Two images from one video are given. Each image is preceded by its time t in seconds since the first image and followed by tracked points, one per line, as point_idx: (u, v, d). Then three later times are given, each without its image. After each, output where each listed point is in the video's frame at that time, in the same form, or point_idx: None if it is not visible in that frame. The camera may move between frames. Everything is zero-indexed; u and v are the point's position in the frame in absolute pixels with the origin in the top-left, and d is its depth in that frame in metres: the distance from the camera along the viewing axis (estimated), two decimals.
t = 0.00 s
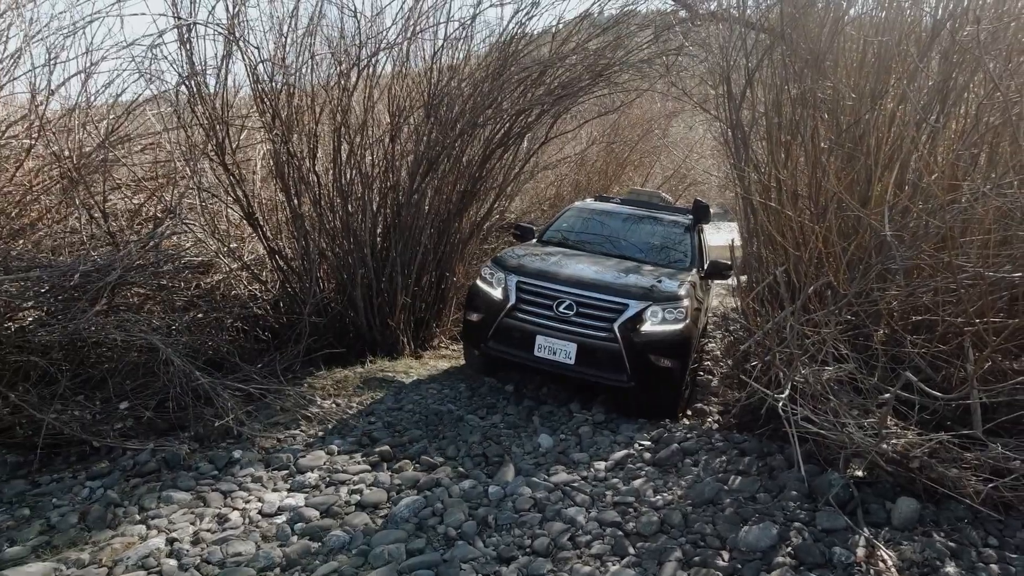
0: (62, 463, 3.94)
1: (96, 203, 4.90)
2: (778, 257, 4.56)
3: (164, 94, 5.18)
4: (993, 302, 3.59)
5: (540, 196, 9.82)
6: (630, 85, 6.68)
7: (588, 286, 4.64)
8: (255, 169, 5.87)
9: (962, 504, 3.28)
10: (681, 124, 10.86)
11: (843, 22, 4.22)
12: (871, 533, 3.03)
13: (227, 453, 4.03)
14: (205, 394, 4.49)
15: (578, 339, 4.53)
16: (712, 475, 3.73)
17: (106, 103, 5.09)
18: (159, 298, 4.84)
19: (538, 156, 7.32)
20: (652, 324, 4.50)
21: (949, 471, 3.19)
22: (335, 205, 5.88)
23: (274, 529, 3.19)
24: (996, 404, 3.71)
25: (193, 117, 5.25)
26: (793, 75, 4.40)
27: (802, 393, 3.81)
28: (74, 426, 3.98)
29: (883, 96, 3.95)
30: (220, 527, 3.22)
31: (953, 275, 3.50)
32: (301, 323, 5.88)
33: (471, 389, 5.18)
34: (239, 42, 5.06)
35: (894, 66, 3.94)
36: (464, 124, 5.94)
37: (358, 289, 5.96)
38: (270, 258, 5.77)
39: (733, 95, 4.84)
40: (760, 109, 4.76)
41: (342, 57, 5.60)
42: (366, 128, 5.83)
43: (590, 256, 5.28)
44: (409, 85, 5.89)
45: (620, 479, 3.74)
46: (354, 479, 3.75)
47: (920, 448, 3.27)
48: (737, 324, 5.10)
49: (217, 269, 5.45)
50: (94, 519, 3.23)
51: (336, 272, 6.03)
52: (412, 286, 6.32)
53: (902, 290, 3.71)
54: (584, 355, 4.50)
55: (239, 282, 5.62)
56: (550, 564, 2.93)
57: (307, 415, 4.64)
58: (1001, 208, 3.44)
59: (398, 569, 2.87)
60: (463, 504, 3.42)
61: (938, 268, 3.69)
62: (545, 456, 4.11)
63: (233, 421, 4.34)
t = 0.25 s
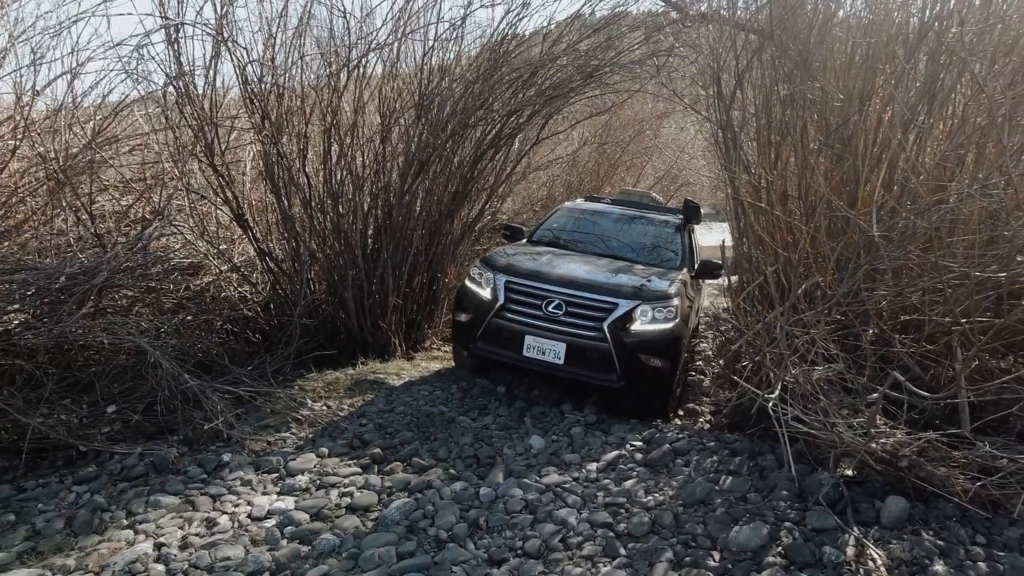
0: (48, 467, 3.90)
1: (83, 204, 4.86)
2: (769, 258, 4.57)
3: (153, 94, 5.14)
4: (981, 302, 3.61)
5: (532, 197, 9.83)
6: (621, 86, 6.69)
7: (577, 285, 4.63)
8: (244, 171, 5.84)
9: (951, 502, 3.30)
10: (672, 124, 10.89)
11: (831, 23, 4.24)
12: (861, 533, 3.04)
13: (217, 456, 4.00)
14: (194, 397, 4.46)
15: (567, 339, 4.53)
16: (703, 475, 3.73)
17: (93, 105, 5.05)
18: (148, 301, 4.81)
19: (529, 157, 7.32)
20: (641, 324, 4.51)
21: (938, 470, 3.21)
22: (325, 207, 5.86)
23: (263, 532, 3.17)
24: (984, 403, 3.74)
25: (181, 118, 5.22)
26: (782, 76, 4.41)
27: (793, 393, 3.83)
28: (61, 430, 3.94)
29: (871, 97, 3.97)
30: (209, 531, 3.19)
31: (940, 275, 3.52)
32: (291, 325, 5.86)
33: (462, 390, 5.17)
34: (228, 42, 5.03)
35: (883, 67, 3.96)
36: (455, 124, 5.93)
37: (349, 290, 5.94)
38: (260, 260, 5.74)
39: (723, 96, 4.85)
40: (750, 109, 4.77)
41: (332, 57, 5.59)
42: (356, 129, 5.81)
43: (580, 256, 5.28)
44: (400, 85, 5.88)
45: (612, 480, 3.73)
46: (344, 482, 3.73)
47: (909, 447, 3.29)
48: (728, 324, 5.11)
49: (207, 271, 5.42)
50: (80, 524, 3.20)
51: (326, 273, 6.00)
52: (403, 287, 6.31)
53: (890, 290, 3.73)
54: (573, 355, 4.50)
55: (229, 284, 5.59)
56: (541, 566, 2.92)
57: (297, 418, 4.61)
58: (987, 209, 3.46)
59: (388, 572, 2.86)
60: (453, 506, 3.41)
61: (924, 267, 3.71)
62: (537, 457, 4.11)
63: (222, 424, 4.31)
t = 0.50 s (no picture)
0: (36, 473, 3.84)
1: (70, 207, 4.83)
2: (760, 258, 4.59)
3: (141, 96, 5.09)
4: (968, 300, 3.63)
5: (524, 198, 9.84)
6: (611, 87, 6.71)
7: (563, 284, 4.63)
8: (234, 173, 5.81)
9: (941, 499, 3.31)
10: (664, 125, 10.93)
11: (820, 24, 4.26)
12: (853, 531, 3.05)
13: (208, 460, 3.98)
14: (185, 401, 4.43)
15: (553, 338, 4.52)
16: (695, 475, 3.74)
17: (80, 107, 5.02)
18: (137, 304, 4.79)
19: (521, 158, 7.33)
20: (629, 322, 4.50)
21: (928, 467, 3.23)
22: (316, 209, 5.84)
23: (254, 536, 3.15)
24: (973, 401, 3.76)
25: (170, 120, 5.18)
26: (772, 76, 4.43)
27: (784, 392, 3.85)
28: (49, 435, 3.91)
29: (859, 97, 3.99)
30: (199, 536, 3.17)
31: (926, 274, 3.54)
32: (283, 327, 5.83)
33: (455, 392, 5.16)
34: (216, 43, 5.01)
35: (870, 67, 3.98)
36: (446, 126, 5.92)
37: (340, 292, 5.92)
38: (251, 262, 5.72)
39: (713, 96, 4.87)
40: (740, 110, 4.79)
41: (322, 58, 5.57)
42: (347, 130, 5.79)
43: (568, 254, 5.28)
44: (390, 87, 5.87)
45: (604, 481, 3.74)
46: (336, 484, 3.72)
47: (900, 445, 3.31)
48: (720, 324, 5.12)
49: (197, 273, 5.40)
50: (68, 530, 3.17)
51: (318, 276, 5.98)
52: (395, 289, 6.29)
53: (879, 289, 3.75)
54: (560, 354, 4.49)
55: (219, 286, 5.56)
56: (534, 567, 2.92)
57: (289, 421, 4.59)
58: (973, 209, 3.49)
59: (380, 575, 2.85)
60: (446, 508, 3.40)
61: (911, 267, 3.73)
62: (530, 458, 4.11)
63: (213, 428, 4.28)
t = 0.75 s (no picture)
0: (27, 478, 3.81)
1: (61, 210, 4.80)
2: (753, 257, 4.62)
3: (132, 98, 5.07)
4: (959, 298, 3.65)
5: (518, 199, 9.86)
6: (603, 87, 6.73)
7: (543, 278, 4.60)
8: (226, 175, 5.79)
9: (933, 496, 3.33)
10: (656, 125, 10.96)
11: (810, 24, 4.28)
12: (846, 528, 3.05)
13: (201, 464, 3.96)
14: (177, 404, 4.42)
15: (535, 333, 4.50)
16: (689, 474, 3.75)
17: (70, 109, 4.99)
18: (129, 307, 4.78)
19: (514, 158, 7.34)
20: (613, 315, 4.45)
21: (920, 465, 3.25)
22: (309, 211, 5.83)
23: (248, 540, 3.14)
24: (965, 398, 3.78)
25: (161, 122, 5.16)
26: (763, 76, 4.45)
27: (777, 391, 3.86)
28: (40, 440, 3.88)
29: (849, 97, 4.01)
30: (192, 540, 3.16)
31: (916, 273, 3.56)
32: (276, 330, 5.82)
33: (449, 393, 5.16)
34: (208, 45, 4.99)
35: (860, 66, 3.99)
36: (438, 127, 5.93)
37: (334, 294, 5.91)
38: (244, 265, 5.71)
39: (705, 96, 4.88)
40: (732, 110, 4.80)
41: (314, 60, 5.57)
42: (339, 132, 5.78)
43: (555, 251, 5.24)
44: (382, 88, 5.87)
45: (599, 481, 3.74)
46: (330, 487, 3.71)
47: (892, 443, 3.33)
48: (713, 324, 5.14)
49: (190, 276, 5.38)
50: (60, 536, 3.15)
51: (311, 278, 5.97)
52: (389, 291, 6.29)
53: (870, 288, 3.77)
54: (542, 350, 4.48)
55: (212, 289, 5.55)
56: (529, 567, 2.92)
57: (283, 424, 4.58)
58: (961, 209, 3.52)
59: None
60: (440, 510, 3.40)
61: (901, 266, 3.75)
62: (524, 459, 4.11)
63: (206, 431, 4.26)
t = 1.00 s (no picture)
0: (27, 482, 3.80)
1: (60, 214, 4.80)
2: (751, 257, 4.64)
3: (130, 101, 5.07)
4: (956, 297, 3.66)
5: (516, 200, 9.88)
6: (601, 88, 6.75)
7: (529, 271, 4.46)
8: (225, 178, 5.80)
9: (932, 494, 3.34)
10: (654, 125, 10.99)
11: (806, 24, 4.29)
12: (845, 527, 3.06)
13: (201, 467, 3.97)
14: (177, 408, 4.42)
15: (520, 328, 4.34)
16: (689, 474, 3.76)
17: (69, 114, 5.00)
18: (129, 311, 4.78)
19: (512, 160, 7.36)
20: (601, 310, 4.31)
21: (919, 464, 3.26)
22: (308, 213, 5.84)
23: (249, 543, 3.14)
24: (963, 396, 3.79)
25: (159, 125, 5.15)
26: (760, 76, 4.45)
27: (776, 391, 3.87)
28: (40, 444, 3.86)
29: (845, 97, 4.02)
30: (193, 543, 3.16)
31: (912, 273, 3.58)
32: (275, 332, 5.82)
33: (449, 394, 5.17)
34: (206, 49, 4.99)
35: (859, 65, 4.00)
36: (437, 129, 5.94)
37: (333, 297, 5.92)
38: (242, 268, 5.72)
39: (702, 97, 4.89)
40: (729, 110, 4.81)
41: (312, 63, 5.57)
42: (337, 135, 5.79)
43: (544, 250, 5.10)
44: (380, 91, 5.88)
45: (598, 481, 3.75)
46: (330, 489, 3.71)
47: (890, 442, 3.34)
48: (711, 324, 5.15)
49: (189, 279, 5.40)
50: (61, 539, 3.16)
51: (310, 280, 5.97)
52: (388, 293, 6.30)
53: (867, 288, 3.78)
54: (527, 344, 4.31)
55: (211, 292, 5.56)
56: (529, 568, 2.92)
57: (283, 426, 4.59)
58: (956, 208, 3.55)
59: None
60: (440, 511, 3.40)
61: (898, 266, 3.77)
62: (524, 460, 4.12)
63: (205, 434, 4.26)
